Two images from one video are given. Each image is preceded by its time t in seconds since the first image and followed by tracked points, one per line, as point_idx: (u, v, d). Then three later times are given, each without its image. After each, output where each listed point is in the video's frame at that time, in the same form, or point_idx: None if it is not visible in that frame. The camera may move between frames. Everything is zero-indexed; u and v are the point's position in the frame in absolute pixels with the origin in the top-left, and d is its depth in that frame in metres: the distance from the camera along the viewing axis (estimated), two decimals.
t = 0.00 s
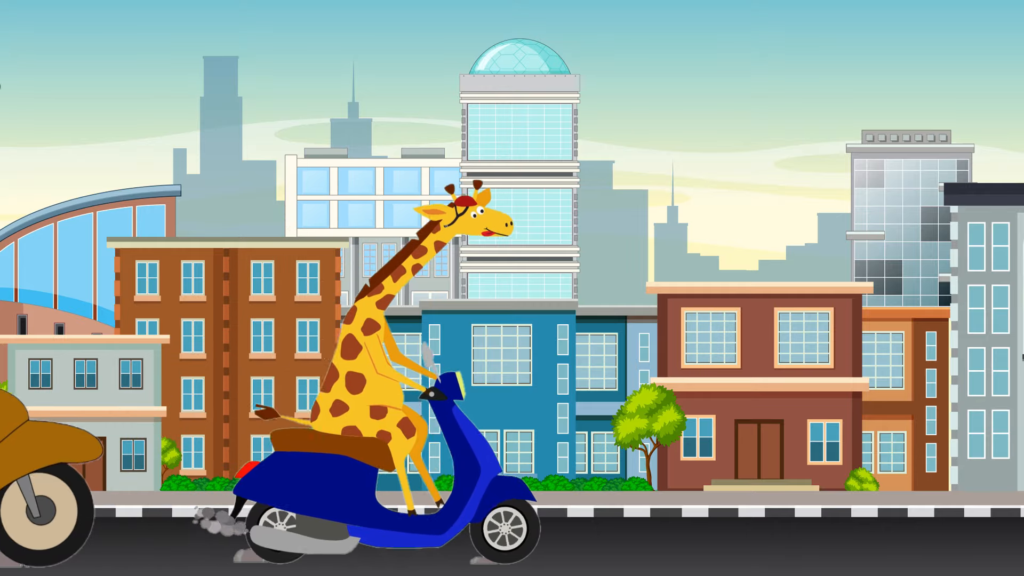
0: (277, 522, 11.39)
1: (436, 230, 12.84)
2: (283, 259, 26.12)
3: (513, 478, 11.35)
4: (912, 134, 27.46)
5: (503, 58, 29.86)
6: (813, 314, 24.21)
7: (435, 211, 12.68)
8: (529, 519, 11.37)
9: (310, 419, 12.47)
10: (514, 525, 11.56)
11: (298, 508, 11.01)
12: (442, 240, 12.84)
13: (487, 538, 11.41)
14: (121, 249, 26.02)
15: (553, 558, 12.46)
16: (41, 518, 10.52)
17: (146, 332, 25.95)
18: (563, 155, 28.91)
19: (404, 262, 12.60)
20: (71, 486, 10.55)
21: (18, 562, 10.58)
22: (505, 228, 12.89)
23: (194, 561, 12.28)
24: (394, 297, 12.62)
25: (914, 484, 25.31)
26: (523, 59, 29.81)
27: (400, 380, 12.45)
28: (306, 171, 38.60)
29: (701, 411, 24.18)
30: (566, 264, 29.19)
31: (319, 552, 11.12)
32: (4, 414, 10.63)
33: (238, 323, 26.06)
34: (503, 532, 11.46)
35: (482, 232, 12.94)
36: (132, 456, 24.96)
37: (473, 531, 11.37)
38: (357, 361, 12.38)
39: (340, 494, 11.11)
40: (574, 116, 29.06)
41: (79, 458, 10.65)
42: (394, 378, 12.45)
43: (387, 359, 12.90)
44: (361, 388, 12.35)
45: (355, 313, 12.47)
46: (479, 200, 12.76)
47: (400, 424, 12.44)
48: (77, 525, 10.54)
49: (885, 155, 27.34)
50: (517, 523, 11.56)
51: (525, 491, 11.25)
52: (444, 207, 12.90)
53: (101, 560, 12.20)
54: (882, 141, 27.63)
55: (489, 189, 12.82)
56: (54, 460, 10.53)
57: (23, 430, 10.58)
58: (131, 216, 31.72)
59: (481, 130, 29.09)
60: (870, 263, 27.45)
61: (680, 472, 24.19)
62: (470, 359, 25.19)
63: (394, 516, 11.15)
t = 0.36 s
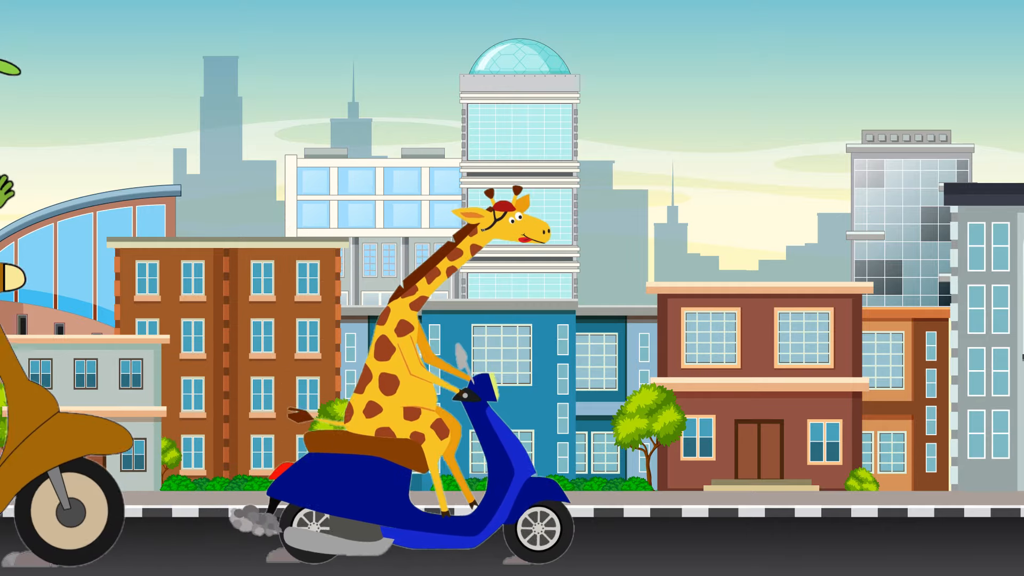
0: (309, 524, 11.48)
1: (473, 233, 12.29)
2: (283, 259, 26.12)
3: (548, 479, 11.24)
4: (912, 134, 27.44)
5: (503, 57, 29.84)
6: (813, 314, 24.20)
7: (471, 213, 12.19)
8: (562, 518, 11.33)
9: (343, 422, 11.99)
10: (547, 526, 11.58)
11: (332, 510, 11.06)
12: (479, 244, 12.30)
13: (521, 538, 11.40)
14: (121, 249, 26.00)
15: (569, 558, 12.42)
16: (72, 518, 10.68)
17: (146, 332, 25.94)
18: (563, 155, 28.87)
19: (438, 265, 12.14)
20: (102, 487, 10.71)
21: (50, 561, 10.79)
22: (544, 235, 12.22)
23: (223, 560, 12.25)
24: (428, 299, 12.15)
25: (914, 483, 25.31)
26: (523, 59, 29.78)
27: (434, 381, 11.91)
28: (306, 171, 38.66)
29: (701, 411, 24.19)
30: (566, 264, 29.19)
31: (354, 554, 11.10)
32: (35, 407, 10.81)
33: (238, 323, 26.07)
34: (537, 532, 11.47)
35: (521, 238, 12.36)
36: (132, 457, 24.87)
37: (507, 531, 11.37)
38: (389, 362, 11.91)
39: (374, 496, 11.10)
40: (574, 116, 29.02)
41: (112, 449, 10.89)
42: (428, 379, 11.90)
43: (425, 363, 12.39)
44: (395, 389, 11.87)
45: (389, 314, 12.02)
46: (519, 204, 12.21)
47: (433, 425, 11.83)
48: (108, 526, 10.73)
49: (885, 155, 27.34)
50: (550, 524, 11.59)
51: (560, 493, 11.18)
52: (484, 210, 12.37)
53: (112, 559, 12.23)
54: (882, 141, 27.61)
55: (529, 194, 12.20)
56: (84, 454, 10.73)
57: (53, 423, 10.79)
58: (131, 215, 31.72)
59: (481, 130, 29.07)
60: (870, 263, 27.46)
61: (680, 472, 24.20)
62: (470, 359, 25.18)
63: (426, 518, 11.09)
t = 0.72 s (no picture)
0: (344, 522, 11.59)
1: (510, 231, 13.00)
2: (283, 259, 26.12)
3: (581, 475, 11.42)
4: (912, 134, 27.44)
5: (503, 57, 29.86)
6: (813, 314, 24.20)
7: (509, 212, 12.90)
8: (596, 518, 11.53)
9: (380, 414, 12.95)
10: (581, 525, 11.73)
11: (367, 505, 11.24)
12: (516, 241, 12.97)
13: (555, 537, 11.58)
14: (121, 249, 26.00)
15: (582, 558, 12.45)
16: (102, 518, 11.04)
17: (146, 331, 25.94)
18: (563, 155, 28.87)
19: (474, 260, 12.79)
20: (132, 486, 11.06)
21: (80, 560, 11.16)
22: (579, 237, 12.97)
23: (255, 560, 12.38)
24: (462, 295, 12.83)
25: (914, 483, 25.31)
26: (523, 59, 29.81)
27: (467, 378, 12.77)
28: (306, 171, 38.67)
29: (701, 411, 24.18)
30: (566, 264, 29.10)
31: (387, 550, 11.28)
32: (66, 410, 11.18)
33: (238, 323, 26.08)
34: (571, 531, 11.62)
35: (557, 238, 13.10)
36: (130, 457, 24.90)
37: (541, 531, 11.55)
38: (424, 358, 12.78)
39: (409, 492, 11.29)
40: (574, 116, 29.02)
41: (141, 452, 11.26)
42: (461, 375, 12.77)
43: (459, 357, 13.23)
44: (428, 385, 12.75)
45: (424, 310, 12.82)
46: (556, 205, 12.94)
47: (467, 421, 12.72)
48: (138, 525, 11.08)
49: (885, 155, 27.34)
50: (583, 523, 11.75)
51: (593, 489, 11.36)
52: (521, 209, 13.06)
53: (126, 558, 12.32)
54: (882, 141, 27.62)
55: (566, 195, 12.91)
56: (113, 457, 11.10)
57: (83, 426, 11.14)
58: (131, 215, 31.73)
59: (481, 130, 29.10)
60: (870, 263, 27.47)
61: (680, 472, 24.21)
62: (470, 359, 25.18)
63: (461, 513, 11.29)
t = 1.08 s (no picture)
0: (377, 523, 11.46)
1: (541, 233, 12.64)
2: (283, 259, 26.11)
3: (615, 479, 11.31)
4: (912, 134, 27.45)
5: (504, 57, 29.86)
6: (813, 314, 24.19)
7: (539, 214, 12.52)
8: (630, 518, 11.31)
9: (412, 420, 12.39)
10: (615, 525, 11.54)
11: (400, 510, 11.05)
12: (547, 243, 12.65)
13: (589, 538, 11.42)
14: (121, 249, 26.00)
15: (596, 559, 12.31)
16: (131, 516, 11.01)
17: (146, 331, 25.96)
18: (563, 155, 28.87)
19: (506, 264, 12.55)
20: (162, 484, 11.03)
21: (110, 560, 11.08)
22: (611, 236, 12.62)
23: (287, 560, 12.33)
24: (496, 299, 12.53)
25: (914, 484, 25.30)
26: (523, 59, 29.81)
27: (502, 381, 12.24)
28: (306, 171, 38.65)
29: (701, 411, 24.19)
30: (566, 264, 29.13)
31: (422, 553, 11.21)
32: (96, 411, 11.18)
33: (238, 323, 26.07)
34: (605, 532, 11.44)
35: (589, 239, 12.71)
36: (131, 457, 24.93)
37: (575, 531, 11.39)
38: (457, 362, 12.28)
39: (442, 495, 11.12)
40: (574, 116, 29.02)
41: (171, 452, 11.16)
42: (495, 378, 12.25)
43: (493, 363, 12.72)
44: (462, 389, 12.21)
45: (457, 313, 12.41)
46: (587, 205, 12.56)
47: (501, 425, 12.08)
48: (167, 523, 11.04)
49: (885, 155, 27.35)
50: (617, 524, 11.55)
51: (628, 493, 11.21)
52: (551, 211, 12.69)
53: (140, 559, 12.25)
54: (882, 141, 27.63)
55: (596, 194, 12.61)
56: (145, 457, 11.06)
57: (114, 427, 11.12)
58: (131, 216, 31.73)
59: (482, 130, 29.08)
60: (870, 263, 27.48)
61: (680, 471, 24.21)
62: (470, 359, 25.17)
63: (494, 517, 11.11)
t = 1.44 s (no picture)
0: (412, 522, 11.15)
1: (572, 230, 12.01)
2: (283, 259, 26.11)
3: (651, 479, 10.91)
4: (912, 134, 27.45)
5: (503, 57, 29.86)
6: (813, 314, 24.19)
7: (569, 211, 11.91)
8: (664, 518, 11.06)
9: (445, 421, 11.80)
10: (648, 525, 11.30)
11: (432, 508, 10.75)
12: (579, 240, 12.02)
13: (623, 537, 11.14)
14: (121, 249, 25.99)
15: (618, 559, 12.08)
16: (162, 512, 10.39)
17: (146, 331, 25.97)
18: (563, 155, 28.88)
19: (540, 263, 11.89)
20: (191, 481, 10.39)
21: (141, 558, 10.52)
22: (642, 229, 12.03)
23: (308, 560, 12.06)
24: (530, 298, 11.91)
25: (914, 483, 25.29)
26: (523, 59, 29.80)
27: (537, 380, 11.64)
28: (306, 171, 38.63)
29: (701, 411, 24.19)
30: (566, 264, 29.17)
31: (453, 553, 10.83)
32: (124, 404, 10.45)
33: (238, 323, 26.07)
34: (639, 532, 11.19)
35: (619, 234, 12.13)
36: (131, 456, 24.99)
37: (608, 530, 11.10)
38: (492, 362, 11.67)
39: (475, 494, 10.77)
40: (574, 116, 28.99)
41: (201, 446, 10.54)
42: (531, 378, 11.64)
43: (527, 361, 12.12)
44: (497, 389, 11.63)
45: (491, 313, 11.80)
46: (615, 199, 11.96)
47: (535, 425, 11.53)
48: (199, 521, 10.44)
49: (885, 155, 27.35)
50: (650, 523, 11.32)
51: (662, 493, 10.84)
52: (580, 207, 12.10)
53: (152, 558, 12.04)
54: (882, 141, 27.64)
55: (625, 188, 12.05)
56: (176, 452, 10.39)
57: (144, 421, 10.44)
58: (131, 216, 31.75)
59: (481, 130, 29.05)
60: (870, 263, 27.49)
61: (680, 471, 24.21)
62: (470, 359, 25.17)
63: (528, 516, 10.77)
